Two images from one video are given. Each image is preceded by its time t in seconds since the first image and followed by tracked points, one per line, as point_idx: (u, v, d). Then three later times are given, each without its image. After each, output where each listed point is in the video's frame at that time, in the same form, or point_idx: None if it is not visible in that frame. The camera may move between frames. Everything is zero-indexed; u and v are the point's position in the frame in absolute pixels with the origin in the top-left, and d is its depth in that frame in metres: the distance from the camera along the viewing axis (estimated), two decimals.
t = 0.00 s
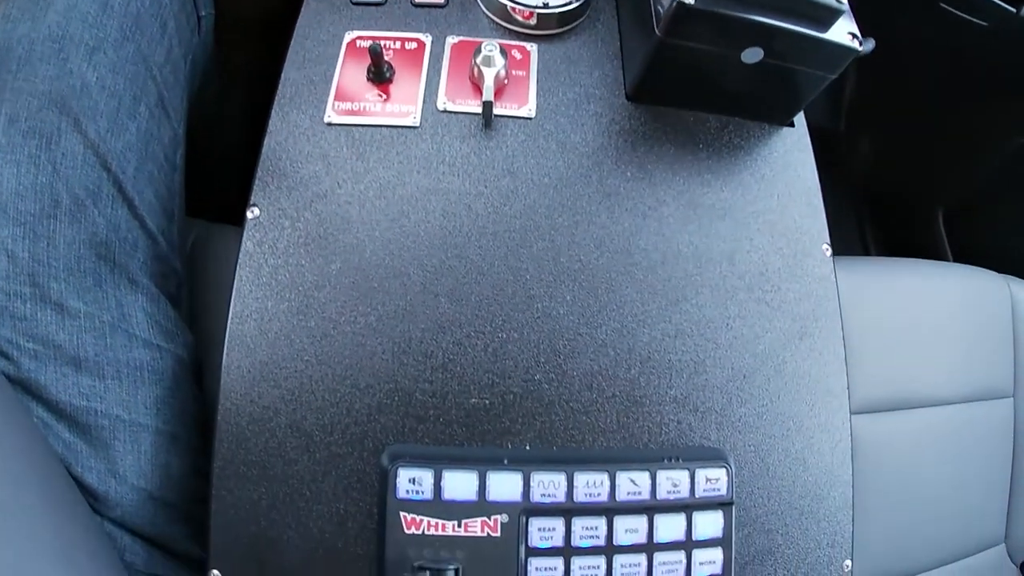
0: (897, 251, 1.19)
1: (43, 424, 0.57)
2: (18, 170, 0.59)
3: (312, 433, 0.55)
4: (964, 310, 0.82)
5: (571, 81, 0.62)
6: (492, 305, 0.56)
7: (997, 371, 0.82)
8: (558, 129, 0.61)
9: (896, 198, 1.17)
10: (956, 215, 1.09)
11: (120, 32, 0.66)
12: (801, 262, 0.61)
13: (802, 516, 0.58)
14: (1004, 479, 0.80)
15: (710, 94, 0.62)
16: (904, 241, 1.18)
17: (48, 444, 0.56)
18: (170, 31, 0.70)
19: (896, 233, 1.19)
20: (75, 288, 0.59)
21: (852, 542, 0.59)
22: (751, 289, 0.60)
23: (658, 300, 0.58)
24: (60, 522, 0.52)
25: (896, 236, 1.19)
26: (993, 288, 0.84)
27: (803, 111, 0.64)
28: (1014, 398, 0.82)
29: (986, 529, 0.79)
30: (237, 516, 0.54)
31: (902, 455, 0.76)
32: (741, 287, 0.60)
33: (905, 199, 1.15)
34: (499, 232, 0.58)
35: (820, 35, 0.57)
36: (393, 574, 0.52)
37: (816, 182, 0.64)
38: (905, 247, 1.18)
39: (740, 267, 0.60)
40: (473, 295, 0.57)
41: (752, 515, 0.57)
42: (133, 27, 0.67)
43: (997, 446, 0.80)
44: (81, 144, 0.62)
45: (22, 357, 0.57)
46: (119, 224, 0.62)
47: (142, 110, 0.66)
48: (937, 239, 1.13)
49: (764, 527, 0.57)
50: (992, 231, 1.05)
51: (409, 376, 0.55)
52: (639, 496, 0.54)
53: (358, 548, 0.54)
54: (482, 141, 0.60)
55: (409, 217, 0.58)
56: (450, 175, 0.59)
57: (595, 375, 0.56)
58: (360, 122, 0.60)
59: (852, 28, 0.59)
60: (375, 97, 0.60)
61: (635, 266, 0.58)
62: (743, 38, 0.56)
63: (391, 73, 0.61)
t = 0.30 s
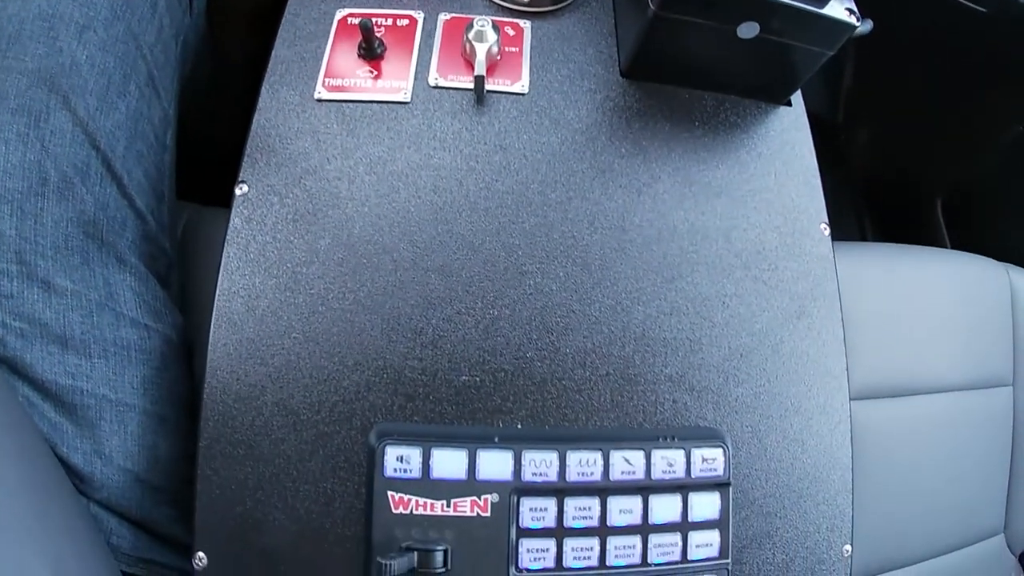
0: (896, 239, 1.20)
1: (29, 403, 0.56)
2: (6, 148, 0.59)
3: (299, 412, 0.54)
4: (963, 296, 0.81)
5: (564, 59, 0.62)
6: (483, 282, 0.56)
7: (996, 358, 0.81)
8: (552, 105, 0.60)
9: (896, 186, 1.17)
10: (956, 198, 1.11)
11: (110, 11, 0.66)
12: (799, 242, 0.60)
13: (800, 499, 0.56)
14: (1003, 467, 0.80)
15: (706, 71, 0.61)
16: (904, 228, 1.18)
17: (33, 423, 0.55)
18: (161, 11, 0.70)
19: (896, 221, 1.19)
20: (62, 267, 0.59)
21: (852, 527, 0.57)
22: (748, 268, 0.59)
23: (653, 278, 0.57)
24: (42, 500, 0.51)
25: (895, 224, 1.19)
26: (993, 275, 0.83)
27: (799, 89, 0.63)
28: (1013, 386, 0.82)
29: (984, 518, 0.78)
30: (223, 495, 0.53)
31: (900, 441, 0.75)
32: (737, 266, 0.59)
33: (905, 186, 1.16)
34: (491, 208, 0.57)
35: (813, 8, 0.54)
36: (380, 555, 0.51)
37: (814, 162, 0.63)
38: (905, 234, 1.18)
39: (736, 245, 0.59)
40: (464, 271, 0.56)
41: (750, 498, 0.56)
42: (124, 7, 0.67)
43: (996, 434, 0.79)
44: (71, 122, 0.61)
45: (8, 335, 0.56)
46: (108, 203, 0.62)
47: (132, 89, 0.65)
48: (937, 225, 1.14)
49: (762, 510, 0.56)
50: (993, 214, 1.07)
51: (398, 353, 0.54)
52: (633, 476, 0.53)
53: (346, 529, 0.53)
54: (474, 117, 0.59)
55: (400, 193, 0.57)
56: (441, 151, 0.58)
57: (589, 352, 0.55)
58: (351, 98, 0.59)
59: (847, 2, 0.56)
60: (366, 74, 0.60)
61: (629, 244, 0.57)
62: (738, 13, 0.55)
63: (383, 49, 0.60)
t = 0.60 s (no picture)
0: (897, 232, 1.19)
1: (20, 390, 0.55)
2: None
3: (292, 398, 0.53)
4: (964, 289, 0.80)
5: (561, 45, 0.61)
6: (478, 267, 0.55)
7: (997, 351, 0.80)
8: (548, 91, 0.60)
9: (897, 177, 1.17)
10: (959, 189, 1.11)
11: None
12: (798, 229, 0.59)
13: (800, 488, 0.55)
14: (1003, 459, 0.79)
15: (705, 58, 0.60)
16: (905, 221, 1.18)
17: (25, 409, 0.54)
18: None
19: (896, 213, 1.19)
20: (55, 253, 0.58)
21: (853, 517, 0.56)
22: (746, 254, 0.58)
23: (650, 263, 0.57)
24: (32, 486, 0.50)
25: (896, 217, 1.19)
26: (993, 268, 0.83)
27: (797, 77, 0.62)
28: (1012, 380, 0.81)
29: (984, 511, 0.78)
30: (215, 483, 0.52)
31: (901, 434, 0.74)
32: (735, 252, 0.58)
33: (906, 178, 1.16)
34: (487, 193, 0.57)
35: None
36: (374, 542, 0.50)
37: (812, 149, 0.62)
38: (906, 227, 1.18)
39: (734, 231, 0.58)
40: (459, 256, 0.55)
41: (749, 486, 0.55)
42: None
43: (996, 427, 0.79)
44: (64, 109, 0.61)
45: None
46: (103, 190, 0.61)
47: (125, 76, 0.65)
48: (937, 215, 1.15)
49: (761, 499, 0.55)
50: (994, 203, 1.07)
51: (392, 339, 0.54)
52: (630, 463, 0.52)
53: (339, 517, 0.52)
54: (470, 103, 0.59)
55: (395, 178, 0.57)
56: (436, 137, 0.58)
57: (585, 338, 0.55)
58: (346, 84, 0.59)
59: None
60: (361, 59, 0.60)
61: (626, 229, 0.57)
62: None
63: (378, 34, 0.60)
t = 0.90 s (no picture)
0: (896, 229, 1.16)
1: (8, 374, 0.56)
2: None
3: (279, 383, 0.52)
4: (965, 280, 0.79)
5: (554, 27, 0.61)
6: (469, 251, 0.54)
7: (1000, 344, 0.79)
8: (541, 74, 0.59)
9: (897, 172, 1.15)
10: (961, 185, 1.08)
11: None
12: (796, 214, 0.58)
13: (798, 478, 0.54)
14: (1006, 455, 0.78)
15: (701, 40, 0.59)
16: (904, 218, 1.15)
17: (11, 394, 0.54)
18: None
19: (895, 210, 1.16)
20: (44, 239, 0.58)
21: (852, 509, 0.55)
22: (742, 239, 0.57)
23: (644, 248, 0.56)
24: (14, 469, 0.49)
25: (895, 214, 1.16)
26: (995, 260, 0.81)
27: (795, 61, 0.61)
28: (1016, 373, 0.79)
29: (986, 507, 0.76)
30: (200, 470, 0.52)
31: (902, 428, 0.73)
32: (732, 237, 0.57)
33: (906, 173, 1.14)
34: (478, 175, 0.56)
35: None
36: (359, 531, 0.49)
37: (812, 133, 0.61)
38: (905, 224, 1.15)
39: (730, 215, 0.57)
40: (450, 239, 0.54)
41: (745, 476, 0.54)
42: None
43: (999, 422, 0.77)
44: (54, 93, 0.60)
45: None
46: (92, 175, 0.61)
47: (117, 61, 0.64)
48: (938, 212, 1.12)
49: (757, 489, 0.53)
50: (993, 203, 1.04)
51: (381, 324, 0.53)
52: (622, 451, 0.51)
53: (326, 505, 0.51)
54: (462, 86, 0.58)
55: (384, 161, 0.56)
56: (427, 120, 0.57)
57: (577, 323, 0.54)
58: (336, 66, 0.58)
59: None
60: (352, 42, 0.59)
61: (619, 213, 0.56)
62: None
63: (369, 17, 0.59)
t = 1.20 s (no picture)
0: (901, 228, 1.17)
1: (12, 370, 0.55)
2: None
3: (287, 378, 0.52)
4: (968, 280, 0.79)
5: (563, 26, 0.61)
6: (478, 247, 0.54)
7: (1003, 343, 0.79)
8: (550, 72, 0.59)
9: (900, 172, 1.16)
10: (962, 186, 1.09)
11: None
12: (803, 212, 0.58)
13: (806, 475, 0.54)
14: (1009, 454, 0.78)
15: (708, 40, 0.59)
16: (908, 217, 1.17)
17: (16, 389, 0.53)
18: None
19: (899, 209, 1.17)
20: (49, 234, 0.58)
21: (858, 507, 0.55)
22: (750, 237, 0.57)
23: (653, 245, 0.56)
24: (20, 464, 0.49)
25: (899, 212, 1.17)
26: (997, 260, 0.82)
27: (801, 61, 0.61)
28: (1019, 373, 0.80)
29: (989, 507, 0.76)
30: (208, 466, 0.51)
31: (905, 428, 0.73)
32: (739, 235, 0.57)
33: (909, 173, 1.15)
34: (487, 172, 0.56)
35: None
36: (367, 526, 0.48)
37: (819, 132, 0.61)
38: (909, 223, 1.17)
39: (738, 213, 0.57)
40: (458, 235, 0.54)
41: (753, 473, 0.53)
42: None
43: (1001, 421, 0.77)
44: (62, 89, 0.60)
45: None
46: (98, 171, 0.61)
47: (124, 57, 0.64)
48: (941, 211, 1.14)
49: (766, 486, 0.53)
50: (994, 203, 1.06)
51: (390, 319, 0.53)
52: (632, 447, 0.51)
53: (333, 501, 0.51)
54: (471, 83, 0.58)
55: (393, 157, 0.56)
56: (437, 116, 0.57)
57: (586, 320, 0.54)
58: (345, 63, 0.58)
59: None
60: (361, 39, 0.59)
61: (628, 210, 0.56)
62: None
63: (378, 15, 0.59)
